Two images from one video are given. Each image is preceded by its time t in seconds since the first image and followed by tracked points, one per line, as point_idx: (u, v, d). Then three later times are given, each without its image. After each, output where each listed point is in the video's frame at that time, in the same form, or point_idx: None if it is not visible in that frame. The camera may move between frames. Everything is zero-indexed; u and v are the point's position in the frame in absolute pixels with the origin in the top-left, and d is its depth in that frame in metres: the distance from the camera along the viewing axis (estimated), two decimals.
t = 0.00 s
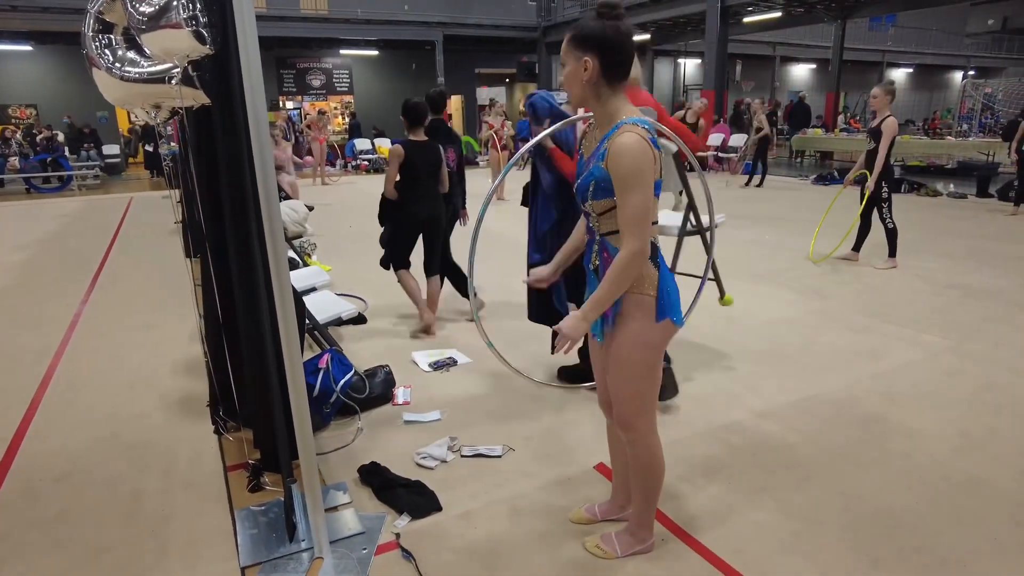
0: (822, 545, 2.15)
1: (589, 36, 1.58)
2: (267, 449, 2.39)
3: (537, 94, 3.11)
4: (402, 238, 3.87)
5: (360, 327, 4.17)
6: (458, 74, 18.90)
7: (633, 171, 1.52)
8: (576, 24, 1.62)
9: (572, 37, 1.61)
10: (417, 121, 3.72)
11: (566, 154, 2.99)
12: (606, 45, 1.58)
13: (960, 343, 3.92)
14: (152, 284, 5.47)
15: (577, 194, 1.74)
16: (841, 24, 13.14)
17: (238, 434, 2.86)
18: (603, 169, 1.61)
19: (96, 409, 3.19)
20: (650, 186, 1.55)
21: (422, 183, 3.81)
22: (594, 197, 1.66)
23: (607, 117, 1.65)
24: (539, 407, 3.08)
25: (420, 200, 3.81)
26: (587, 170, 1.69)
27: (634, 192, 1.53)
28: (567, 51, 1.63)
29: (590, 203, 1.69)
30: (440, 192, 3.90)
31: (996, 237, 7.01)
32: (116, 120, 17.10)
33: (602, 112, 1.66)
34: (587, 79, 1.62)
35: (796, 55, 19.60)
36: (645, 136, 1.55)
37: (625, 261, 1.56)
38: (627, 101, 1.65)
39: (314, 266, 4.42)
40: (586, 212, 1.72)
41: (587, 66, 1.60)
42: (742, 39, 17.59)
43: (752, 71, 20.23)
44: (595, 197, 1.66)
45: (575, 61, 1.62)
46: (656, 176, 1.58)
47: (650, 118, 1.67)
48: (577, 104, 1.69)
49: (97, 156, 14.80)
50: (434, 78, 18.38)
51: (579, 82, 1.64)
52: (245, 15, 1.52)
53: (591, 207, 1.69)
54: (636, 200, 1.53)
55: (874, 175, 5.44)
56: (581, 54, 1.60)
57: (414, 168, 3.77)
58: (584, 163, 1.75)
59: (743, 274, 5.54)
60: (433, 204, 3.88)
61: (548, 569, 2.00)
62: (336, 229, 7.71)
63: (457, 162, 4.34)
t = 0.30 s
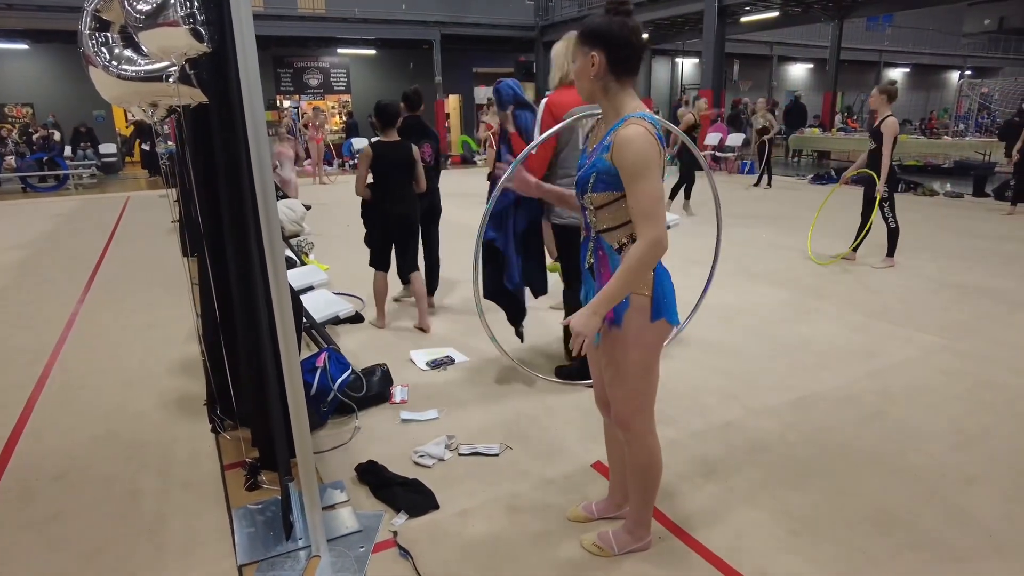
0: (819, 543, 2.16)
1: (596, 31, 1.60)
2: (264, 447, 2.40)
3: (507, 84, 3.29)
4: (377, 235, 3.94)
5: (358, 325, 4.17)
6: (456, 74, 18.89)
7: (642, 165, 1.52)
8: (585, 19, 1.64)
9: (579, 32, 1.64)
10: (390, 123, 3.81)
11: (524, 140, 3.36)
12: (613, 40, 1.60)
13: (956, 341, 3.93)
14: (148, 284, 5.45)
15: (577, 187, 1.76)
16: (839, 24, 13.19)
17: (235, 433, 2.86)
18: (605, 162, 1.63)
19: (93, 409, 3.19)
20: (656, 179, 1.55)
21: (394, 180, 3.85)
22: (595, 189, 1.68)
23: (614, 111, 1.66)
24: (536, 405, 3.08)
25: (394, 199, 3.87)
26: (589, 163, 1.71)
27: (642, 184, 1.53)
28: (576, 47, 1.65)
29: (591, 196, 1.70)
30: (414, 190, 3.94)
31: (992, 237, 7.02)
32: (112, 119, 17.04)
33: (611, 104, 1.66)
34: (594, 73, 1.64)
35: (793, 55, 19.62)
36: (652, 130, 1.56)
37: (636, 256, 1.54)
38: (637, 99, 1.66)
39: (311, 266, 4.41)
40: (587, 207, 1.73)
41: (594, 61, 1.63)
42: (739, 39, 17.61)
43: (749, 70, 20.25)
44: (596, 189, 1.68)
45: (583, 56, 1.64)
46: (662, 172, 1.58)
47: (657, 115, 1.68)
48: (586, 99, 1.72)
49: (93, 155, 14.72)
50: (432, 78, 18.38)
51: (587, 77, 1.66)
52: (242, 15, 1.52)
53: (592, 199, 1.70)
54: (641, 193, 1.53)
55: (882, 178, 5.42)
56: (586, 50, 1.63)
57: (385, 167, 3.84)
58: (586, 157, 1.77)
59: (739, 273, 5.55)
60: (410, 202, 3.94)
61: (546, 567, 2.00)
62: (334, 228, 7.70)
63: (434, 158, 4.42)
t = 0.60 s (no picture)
0: (812, 539, 2.17)
1: (613, 23, 1.59)
2: (258, 445, 2.40)
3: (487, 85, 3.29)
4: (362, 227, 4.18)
5: (353, 323, 4.17)
6: (452, 73, 18.89)
7: (656, 158, 1.53)
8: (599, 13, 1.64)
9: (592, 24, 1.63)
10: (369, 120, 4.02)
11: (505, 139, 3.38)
12: (629, 33, 1.59)
13: (950, 339, 3.94)
14: (143, 283, 5.45)
15: (582, 180, 1.76)
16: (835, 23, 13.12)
17: (229, 431, 2.86)
18: (615, 156, 1.63)
19: (88, 407, 3.19)
20: (664, 177, 1.55)
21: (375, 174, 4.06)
22: (601, 183, 1.67)
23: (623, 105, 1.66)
24: (531, 403, 3.09)
25: (374, 192, 4.08)
26: (597, 156, 1.70)
27: (653, 178, 1.54)
28: (589, 38, 1.64)
29: (596, 189, 1.69)
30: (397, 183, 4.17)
31: (988, 235, 7.03)
32: (108, 118, 17.01)
33: (621, 99, 1.66)
34: (607, 66, 1.63)
35: (789, 54, 19.63)
36: (664, 124, 1.56)
37: (641, 251, 1.55)
38: (646, 94, 1.65)
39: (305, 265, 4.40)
40: (590, 201, 1.72)
41: (609, 52, 1.61)
42: (736, 38, 17.63)
43: (746, 69, 20.27)
44: (602, 183, 1.67)
45: (597, 47, 1.63)
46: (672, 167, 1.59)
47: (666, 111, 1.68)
48: (596, 92, 1.70)
49: (89, 155, 14.69)
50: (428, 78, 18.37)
51: (601, 69, 1.64)
52: (233, 11, 1.52)
53: (597, 193, 1.69)
54: (650, 187, 1.54)
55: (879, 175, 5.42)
56: (601, 40, 1.62)
57: (365, 163, 4.06)
58: (592, 151, 1.76)
59: (735, 271, 5.56)
60: (391, 195, 4.16)
61: (540, 564, 2.01)
62: (330, 227, 7.70)
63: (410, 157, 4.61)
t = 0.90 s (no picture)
0: (808, 536, 2.17)
1: (631, 18, 1.57)
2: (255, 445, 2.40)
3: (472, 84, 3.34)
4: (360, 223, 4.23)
5: (349, 323, 4.17)
6: (449, 73, 18.87)
7: (666, 160, 1.53)
8: (613, 7, 1.61)
9: (607, 21, 1.61)
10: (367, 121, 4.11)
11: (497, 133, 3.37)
12: (650, 27, 1.58)
13: (946, 336, 3.95)
14: (140, 283, 5.44)
15: (591, 179, 1.76)
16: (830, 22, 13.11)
17: (225, 432, 2.86)
18: (625, 156, 1.62)
19: (84, 407, 3.18)
20: (672, 181, 1.55)
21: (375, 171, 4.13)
22: (610, 182, 1.67)
23: (638, 104, 1.65)
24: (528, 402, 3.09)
25: (373, 191, 4.13)
26: (607, 154, 1.69)
27: (663, 181, 1.54)
28: (608, 33, 1.61)
29: (605, 188, 1.69)
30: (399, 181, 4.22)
31: (983, 232, 7.05)
32: (104, 119, 16.97)
33: (637, 97, 1.65)
34: (632, 61, 1.61)
35: (786, 53, 19.66)
36: (676, 125, 1.55)
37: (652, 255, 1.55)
38: (659, 93, 1.65)
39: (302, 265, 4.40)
40: (599, 201, 1.72)
41: (635, 48, 1.59)
42: (732, 37, 17.65)
43: (742, 68, 20.30)
44: (611, 182, 1.67)
45: (617, 42, 1.60)
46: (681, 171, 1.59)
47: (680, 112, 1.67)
48: (612, 90, 1.68)
49: (85, 155, 14.66)
50: (425, 77, 18.36)
51: (622, 64, 1.62)
52: (227, 11, 1.52)
53: (606, 193, 1.69)
54: (659, 190, 1.54)
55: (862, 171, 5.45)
56: (623, 35, 1.59)
57: (363, 162, 4.14)
58: (603, 149, 1.76)
59: (732, 269, 5.57)
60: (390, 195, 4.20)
61: (536, 563, 2.01)
62: (327, 226, 7.69)
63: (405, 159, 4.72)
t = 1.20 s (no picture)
0: (806, 535, 2.17)
1: (656, 19, 1.58)
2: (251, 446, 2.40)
3: (469, 84, 3.34)
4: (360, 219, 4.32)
5: (347, 324, 4.17)
6: (446, 73, 18.85)
7: (670, 161, 1.52)
8: (635, 7, 1.61)
9: (631, 20, 1.60)
10: (372, 120, 4.16)
11: (498, 130, 3.36)
12: (672, 30, 1.59)
13: (942, 335, 3.96)
14: (136, 284, 5.43)
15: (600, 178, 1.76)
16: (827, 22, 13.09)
17: (221, 433, 2.85)
18: (631, 155, 1.63)
19: (81, 408, 3.17)
20: (676, 180, 1.55)
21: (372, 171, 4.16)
22: (616, 181, 1.68)
23: (654, 104, 1.64)
24: (525, 402, 3.09)
25: (375, 189, 4.19)
26: (616, 154, 1.70)
27: (665, 182, 1.53)
28: (632, 32, 1.60)
29: (611, 187, 1.70)
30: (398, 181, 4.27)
31: (980, 232, 7.06)
32: (99, 119, 16.92)
33: (655, 98, 1.64)
34: (655, 62, 1.61)
35: (782, 53, 19.68)
36: (683, 127, 1.55)
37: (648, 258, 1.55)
38: (674, 95, 1.64)
39: (299, 265, 4.39)
40: (606, 200, 1.73)
41: (660, 50, 1.59)
42: (728, 37, 17.67)
43: (739, 68, 20.33)
44: (617, 182, 1.68)
45: (641, 43, 1.60)
46: (686, 172, 1.58)
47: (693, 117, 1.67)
48: (630, 91, 1.68)
49: (80, 155, 14.63)
50: (422, 77, 18.36)
51: (646, 65, 1.61)
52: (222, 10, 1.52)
53: (611, 192, 1.70)
54: (660, 192, 1.54)
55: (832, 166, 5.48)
56: (648, 36, 1.59)
57: (364, 161, 4.19)
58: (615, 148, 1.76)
59: (729, 268, 5.58)
60: (389, 194, 4.26)
61: (535, 564, 2.01)
62: (324, 227, 7.68)
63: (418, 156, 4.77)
